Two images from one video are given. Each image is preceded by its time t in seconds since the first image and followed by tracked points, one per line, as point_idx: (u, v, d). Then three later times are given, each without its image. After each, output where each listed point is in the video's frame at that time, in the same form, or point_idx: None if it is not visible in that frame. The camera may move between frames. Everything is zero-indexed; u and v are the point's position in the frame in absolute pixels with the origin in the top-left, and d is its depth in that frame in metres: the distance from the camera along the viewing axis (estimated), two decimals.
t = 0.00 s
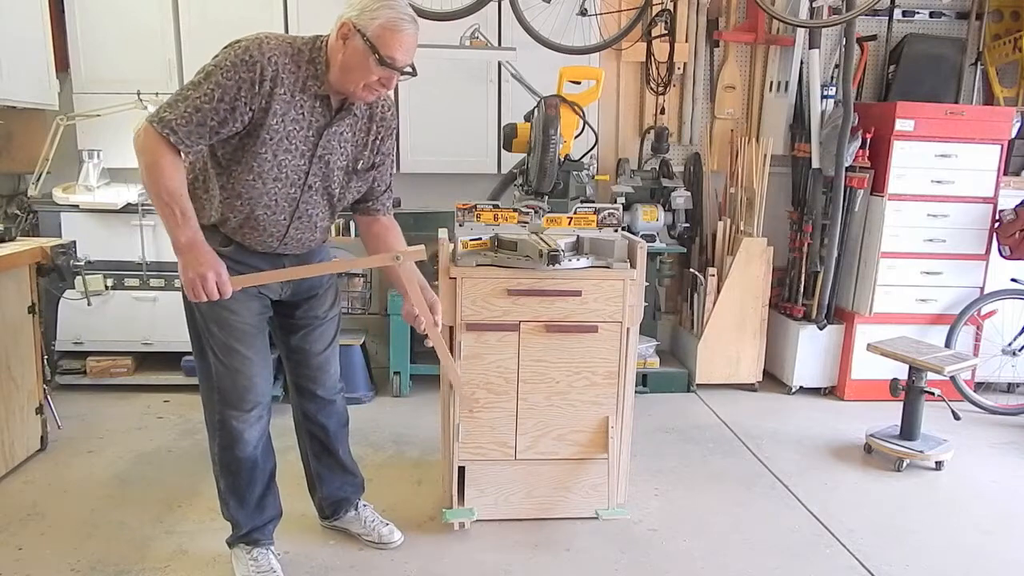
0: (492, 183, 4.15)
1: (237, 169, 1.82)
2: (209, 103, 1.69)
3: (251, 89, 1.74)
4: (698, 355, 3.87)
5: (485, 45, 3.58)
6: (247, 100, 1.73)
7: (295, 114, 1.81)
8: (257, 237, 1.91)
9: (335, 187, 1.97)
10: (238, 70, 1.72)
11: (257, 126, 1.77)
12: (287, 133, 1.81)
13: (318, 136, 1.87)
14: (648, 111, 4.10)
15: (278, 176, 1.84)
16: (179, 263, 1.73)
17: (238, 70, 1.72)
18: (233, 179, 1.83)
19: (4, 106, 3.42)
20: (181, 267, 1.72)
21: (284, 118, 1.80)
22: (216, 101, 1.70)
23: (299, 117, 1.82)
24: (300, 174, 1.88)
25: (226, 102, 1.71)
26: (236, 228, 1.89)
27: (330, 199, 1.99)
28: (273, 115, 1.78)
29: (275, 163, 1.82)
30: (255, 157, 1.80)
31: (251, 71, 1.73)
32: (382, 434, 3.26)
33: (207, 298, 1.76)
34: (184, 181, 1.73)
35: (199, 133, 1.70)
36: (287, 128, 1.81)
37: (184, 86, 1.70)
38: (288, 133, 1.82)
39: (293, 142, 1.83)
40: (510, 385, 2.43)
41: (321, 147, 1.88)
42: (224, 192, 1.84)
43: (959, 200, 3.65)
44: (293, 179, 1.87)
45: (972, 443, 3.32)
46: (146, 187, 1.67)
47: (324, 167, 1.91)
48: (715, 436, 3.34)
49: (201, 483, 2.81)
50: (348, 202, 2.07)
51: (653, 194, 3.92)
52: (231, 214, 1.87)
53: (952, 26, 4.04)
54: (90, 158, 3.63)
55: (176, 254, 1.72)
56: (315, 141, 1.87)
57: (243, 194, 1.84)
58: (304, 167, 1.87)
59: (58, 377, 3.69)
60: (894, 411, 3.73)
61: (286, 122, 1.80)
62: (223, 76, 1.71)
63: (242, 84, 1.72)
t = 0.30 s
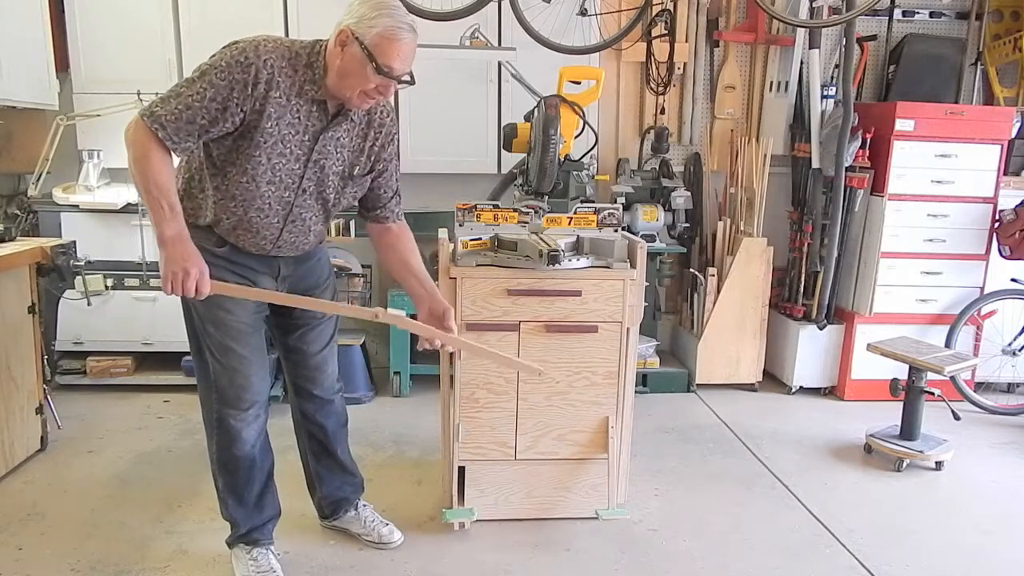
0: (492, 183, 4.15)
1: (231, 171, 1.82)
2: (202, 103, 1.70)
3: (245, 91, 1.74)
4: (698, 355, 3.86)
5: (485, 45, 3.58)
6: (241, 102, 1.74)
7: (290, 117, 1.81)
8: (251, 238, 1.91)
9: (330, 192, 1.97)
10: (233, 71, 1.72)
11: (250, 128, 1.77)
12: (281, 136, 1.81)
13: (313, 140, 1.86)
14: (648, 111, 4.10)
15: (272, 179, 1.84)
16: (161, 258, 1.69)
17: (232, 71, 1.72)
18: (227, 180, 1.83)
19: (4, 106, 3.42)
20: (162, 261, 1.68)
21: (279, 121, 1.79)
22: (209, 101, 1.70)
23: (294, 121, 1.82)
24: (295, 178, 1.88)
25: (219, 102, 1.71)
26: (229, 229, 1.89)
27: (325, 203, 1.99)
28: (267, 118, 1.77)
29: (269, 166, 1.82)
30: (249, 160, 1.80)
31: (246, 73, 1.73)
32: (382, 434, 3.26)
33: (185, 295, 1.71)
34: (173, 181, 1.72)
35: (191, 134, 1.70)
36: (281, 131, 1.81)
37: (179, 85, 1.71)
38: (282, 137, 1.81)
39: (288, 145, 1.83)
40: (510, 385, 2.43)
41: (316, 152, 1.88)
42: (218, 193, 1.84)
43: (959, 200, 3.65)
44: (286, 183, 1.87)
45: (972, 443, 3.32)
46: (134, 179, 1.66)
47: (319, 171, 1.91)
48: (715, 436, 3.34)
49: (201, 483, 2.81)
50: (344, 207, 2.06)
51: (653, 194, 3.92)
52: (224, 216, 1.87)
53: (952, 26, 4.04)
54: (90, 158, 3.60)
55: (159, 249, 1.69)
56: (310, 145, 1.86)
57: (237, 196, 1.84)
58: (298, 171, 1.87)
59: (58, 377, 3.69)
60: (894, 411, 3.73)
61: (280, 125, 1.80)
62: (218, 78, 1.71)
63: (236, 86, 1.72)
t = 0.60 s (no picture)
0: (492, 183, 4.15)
1: (231, 174, 1.82)
2: (201, 107, 1.69)
3: (244, 96, 1.74)
4: (698, 356, 3.86)
5: (485, 45, 3.59)
6: (239, 106, 1.74)
7: (288, 121, 1.81)
8: (250, 241, 1.91)
9: (329, 195, 1.97)
10: (231, 75, 1.72)
11: (249, 132, 1.78)
12: (280, 140, 1.81)
13: (313, 143, 1.86)
14: (648, 111, 4.10)
15: (271, 183, 1.84)
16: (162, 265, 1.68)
17: (231, 76, 1.72)
18: (226, 183, 1.83)
19: (4, 106, 3.42)
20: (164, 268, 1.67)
21: (277, 125, 1.80)
22: (207, 106, 1.70)
23: (293, 124, 1.82)
24: (294, 181, 1.88)
25: (218, 107, 1.71)
26: (228, 233, 1.89)
27: (324, 206, 1.99)
28: (266, 122, 1.78)
29: (268, 169, 1.82)
30: (248, 163, 1.80)
31: (244, 77, 1.73)
32: (383, 434, 3.26)
33: (187, 302, 1.70)
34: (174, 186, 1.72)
35: (189, 139, 1.70)
36: (280, 135, 1.81)
37: (178, 90, 1.71)
38: (282, 140, 1.82)
39: (287, 149, 1.83)
40: (510, 385, 2.43)
41: (315, 155, 1.88)
42: (218, 196, 1.85)
43: (959, 201, 3.65)
44: (286, 186, 1.87)
45: (973, 443, 3.32)
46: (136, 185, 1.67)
47: (319, 174, 1.91)
48: (715, 436, 3.34)
49: (200, 483, 2.81)
50: (343, 210, 2.06)
51: (653, 194, 3.92)
52: (223, 218, 1.87)
53: (952, 26, 4.04)
54: (90, 158, 3.60)
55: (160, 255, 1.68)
56: (310, 149, 1.86)
57: (236, 200, 1.84)
58: (297, 175, 1.87)
59: (58, 377, 3.69)
60: (894, 411, 3.73)
61: (279, 129, 1.80)
62: (216, 82, 1.71)
63: (234, 90, 1.72)
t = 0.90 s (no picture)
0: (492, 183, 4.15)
1: (232, 174, 1.82)
2: (200, 105, 1.70)
3: (244, 94, 1.74)
4: (698, 356, 3.86)
5: (485, 45, 3.59)
6: (239, 105, 1.74)
7: (289, 120, 1.81)
8: (251, 240, 1.91)
9: (330, 194, 1.97)
10: (231, 74, 1.72)
11: (250, 130, 1.78)
12: (281, 139, 1.81)
13: (314, 142, 1.86)
14: (648, 111, 4.10)
15: (272, 182, 1.84)
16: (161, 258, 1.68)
17: (231, 74, 1.72)
18: (228, 182, 1.83)
19: (4, 106, 3.43)
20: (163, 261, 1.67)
21: (278, 123, 1.79)
22: (207, 103, 1.70)
23: (294, 123, 1.82)
24: (295, 181, 1.88)
25: (217, 105, 1.71)
26: (229, 232, 1.89)
27: (325, 205, 1.99)
28: (266, 121, 1.78)
29: (269, 168, 1.82)
30: (249, 162, 1.80)
31: (245, 75, 1.73)
32: (383, 434, 3.26)
33: (186, 295, 1.69)
34: (174, 183, 1.72)
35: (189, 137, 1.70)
36: (281, 134, 1.81)
37: (178, 87, 1.71)
38: (283, 140, 1.81)
39: (288, 148, 1.83)
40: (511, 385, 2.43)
41: (316, 154, 1.87)
42: (219, 195, 1.85)
43: (959, 201, 3.65)
44: (287, 186, 1.87)
45: (973, 444, 3.32)
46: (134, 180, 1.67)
47: (320, 174, 1.91)
48: (715, 436, 3.34)
49: (200, 483, 2.81)
50: (344, 210, 2.06)
51: (653, 194, 3.92)
52: (224, 217, 1.87)
53: (952, 26, 4.04)
54: (89, 158, 3.60)
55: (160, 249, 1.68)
56: (311, 148, 1.86)
57: (237, 199, 1.84)
58: (298, 174, 1.87)
59: (58, 377, 3.69)
60: (894, 411, 3.73)
61: (280, 128, 1.80)
62: (216, 80, 1.71)
63: (234, 88, 1.72)
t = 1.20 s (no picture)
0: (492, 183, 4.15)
1: (235, 168, 1.82)
2: (200, 99, 1.70)
3: (245, 87, 1.74)
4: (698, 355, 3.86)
5: (485, 45, 3.59)
6: (240, 97, 1.74)
7: (291, 114, 1.81)
8: (255, 236, 1.91)
9: (334, 188, 1.96)
10: (231, 66, 1.73)
11: (252, 124, 1.78)
12: (283, 133, 1.81)
13: (317, 137, 1.86)
14: (648, 111, 4.10)
15: (276, 177, 1.84)
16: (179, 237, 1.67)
17: (231, 67, 1.73)
18: (231, 177, 1.83)
19: (4, 106, 3.43)
20: (181, 238, 1.66)
21: (280, 117, 1.79)
22: (208, 96, 1.71)
23: (296, 117, 1.82)
24: (299, 175, 1.88)
25: (218, 98, 1.72)
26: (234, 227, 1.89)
27: (329, 200, 1.98)
28: (267, 114, 1.78)
29: (272, 162, 1.82)
30: (251, 156, 1.80)
31: (245, 69, 1.74)
32: (383, 434, 3.26)
33: (210, 266, 1.67)
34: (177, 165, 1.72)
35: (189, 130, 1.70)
36: (283, 128, 1.80)
37: (176, 74, 1.71)
38: (285, 134, 1.81)
39: (291, 142, 1.83)
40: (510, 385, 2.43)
41: (319, 148, 1.87)
42: (222, 190, 1.85)
43: (959, 201, 3.65)
44: (290, 180, 1.86)
45: (973, 444, 3.32)
46: (139, 167, 1.67)
47: (323, 168, 1.90)
48: (715, 436, 3.34)
49: (200, 483, 2.81)
50: (349, 205, 2.06)
51: (653, 194, 3.91)
52: (228, 213, 1.86)
53: (952, 26, 4.04)
54: (89, 158, 3.62)
55: (175, 228, 1.67)
56: (313, 142, 1.86)
57: (240, 194, 1.84)
58: (302, 168, 1.87)
59: (58, 377, 3.69)
60: (894, 411, 3.73)
61: (282, 121, 1.80)
62: (216, 73, 1.72)
63: (234, 81, 1.73)
